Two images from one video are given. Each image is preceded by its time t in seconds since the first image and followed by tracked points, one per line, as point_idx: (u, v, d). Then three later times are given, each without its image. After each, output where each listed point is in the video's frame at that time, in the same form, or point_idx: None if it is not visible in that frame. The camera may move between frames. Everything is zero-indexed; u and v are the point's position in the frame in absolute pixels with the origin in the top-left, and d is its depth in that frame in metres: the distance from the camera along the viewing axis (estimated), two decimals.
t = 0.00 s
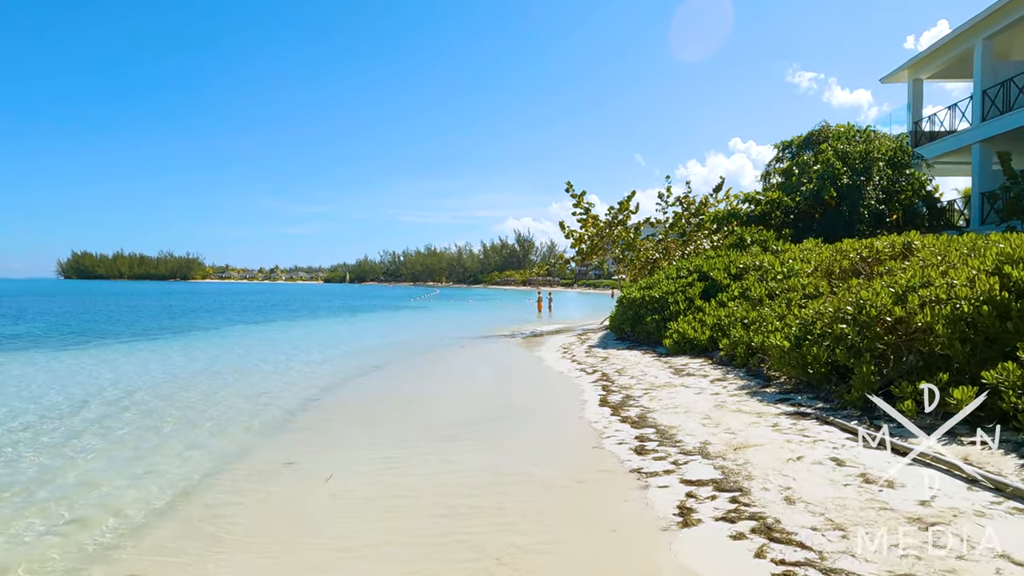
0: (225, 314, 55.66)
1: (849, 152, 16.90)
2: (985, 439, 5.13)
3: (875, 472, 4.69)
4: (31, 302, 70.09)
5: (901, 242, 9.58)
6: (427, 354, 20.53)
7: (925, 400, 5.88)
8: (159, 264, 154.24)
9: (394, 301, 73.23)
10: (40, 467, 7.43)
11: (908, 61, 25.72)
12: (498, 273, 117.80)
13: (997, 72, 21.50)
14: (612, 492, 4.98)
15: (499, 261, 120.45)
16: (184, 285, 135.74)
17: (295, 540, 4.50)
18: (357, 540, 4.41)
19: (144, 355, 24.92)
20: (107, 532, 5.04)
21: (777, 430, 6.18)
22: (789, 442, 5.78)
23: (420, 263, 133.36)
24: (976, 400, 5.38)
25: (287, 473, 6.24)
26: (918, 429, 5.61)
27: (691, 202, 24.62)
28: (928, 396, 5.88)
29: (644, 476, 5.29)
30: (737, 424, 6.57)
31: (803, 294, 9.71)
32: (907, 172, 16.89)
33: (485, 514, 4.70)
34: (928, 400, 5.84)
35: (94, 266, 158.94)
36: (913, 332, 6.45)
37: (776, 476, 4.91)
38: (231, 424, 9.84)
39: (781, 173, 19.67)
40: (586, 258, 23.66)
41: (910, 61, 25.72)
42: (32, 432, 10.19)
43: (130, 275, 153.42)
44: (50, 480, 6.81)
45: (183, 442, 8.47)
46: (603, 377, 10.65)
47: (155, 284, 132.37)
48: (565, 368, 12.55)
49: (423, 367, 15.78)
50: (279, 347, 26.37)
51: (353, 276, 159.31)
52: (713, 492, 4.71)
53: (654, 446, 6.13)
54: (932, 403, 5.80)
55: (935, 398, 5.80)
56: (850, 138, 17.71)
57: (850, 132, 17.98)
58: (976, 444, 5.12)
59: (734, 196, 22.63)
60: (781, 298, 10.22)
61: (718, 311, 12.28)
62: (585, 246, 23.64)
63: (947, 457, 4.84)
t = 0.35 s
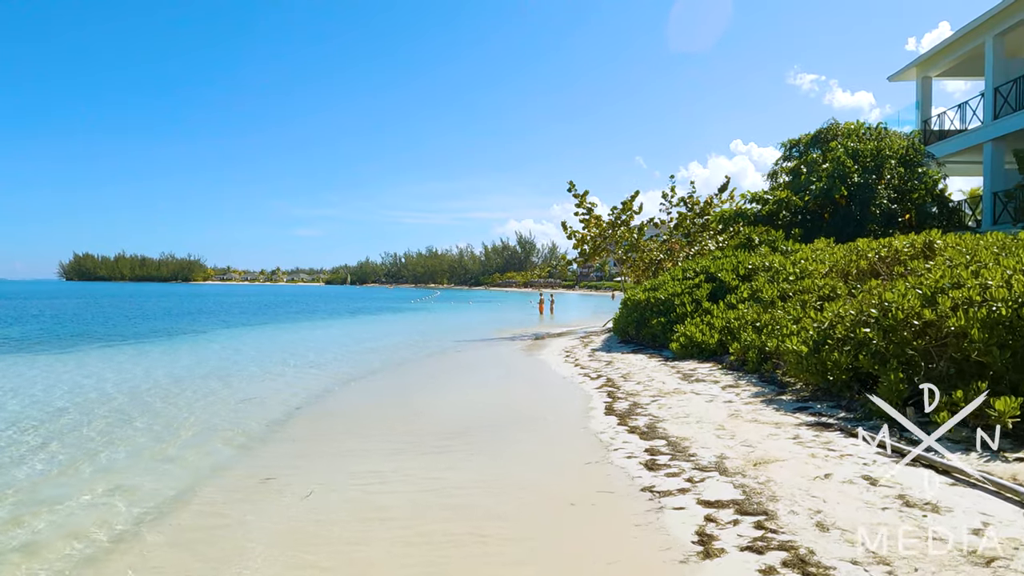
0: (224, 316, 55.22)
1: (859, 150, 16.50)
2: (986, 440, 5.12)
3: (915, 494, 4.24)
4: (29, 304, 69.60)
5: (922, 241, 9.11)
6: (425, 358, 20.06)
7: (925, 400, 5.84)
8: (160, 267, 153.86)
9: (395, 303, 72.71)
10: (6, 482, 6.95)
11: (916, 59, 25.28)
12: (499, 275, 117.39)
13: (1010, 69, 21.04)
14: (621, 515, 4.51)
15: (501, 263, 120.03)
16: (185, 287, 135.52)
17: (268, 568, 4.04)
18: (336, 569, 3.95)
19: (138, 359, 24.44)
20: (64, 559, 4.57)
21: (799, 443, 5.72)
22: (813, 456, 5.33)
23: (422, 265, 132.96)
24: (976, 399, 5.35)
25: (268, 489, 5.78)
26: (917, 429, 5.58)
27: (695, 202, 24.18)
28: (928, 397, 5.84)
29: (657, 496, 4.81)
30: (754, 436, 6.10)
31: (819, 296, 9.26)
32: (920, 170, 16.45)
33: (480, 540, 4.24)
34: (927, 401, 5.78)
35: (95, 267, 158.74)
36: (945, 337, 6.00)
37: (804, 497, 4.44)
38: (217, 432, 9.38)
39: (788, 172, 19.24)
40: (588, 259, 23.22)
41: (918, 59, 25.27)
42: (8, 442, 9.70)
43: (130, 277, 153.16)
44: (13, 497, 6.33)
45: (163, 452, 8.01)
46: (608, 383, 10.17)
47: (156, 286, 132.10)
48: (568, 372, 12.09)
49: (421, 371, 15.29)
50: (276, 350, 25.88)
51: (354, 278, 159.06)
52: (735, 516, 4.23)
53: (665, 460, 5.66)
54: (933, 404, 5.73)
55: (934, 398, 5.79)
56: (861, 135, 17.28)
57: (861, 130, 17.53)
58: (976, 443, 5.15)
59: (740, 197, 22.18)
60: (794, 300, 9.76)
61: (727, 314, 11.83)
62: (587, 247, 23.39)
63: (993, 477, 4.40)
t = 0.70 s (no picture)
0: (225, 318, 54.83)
1: (871, 148, 16.05)
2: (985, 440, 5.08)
3: (968, 518, 3.81)
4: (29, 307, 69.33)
5: (948, 241, 8.59)
6: (426, 361, 19.64)
7: (924, 400, 5.69)
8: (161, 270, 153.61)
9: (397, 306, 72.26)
10: None
11: (927, 57, 24.81)
12: (501, 277, 116.91)
13: None
14: (637, 538, 4.08)
15: (503, 266, 119.55)
16: (185, 290, 135.10)
17: None
18: None
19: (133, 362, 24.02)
20: None
21: (828, 457, 5.27)
22: (846, 471, 4.90)
23: (424, 268, 132.55)
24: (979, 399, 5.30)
25: (251, 505, 5.38)
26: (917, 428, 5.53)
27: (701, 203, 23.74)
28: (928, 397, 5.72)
29: (677, 516, 4.38)
30: (777, 449, 5.65)
31: (837, 298, 8.83)
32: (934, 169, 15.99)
33: (479, 568, 3.83)
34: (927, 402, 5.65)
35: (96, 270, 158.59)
36: (984, 341, 5.58)
37: (842, 519, 4.01)
38: (204, 442, 8.93)
39: (797, 171, 18.81)
40: (592, 260, 22.79)
41: (928, 57, 24.81)
42: None
43: (132, 280, 152.96)
44: None
45: (144, 463, 7.57)
46: (617, 389, 9.71)
47: (157, 289, 131.87)
48: (573, 377, 11.66)
49: (420, 375, 14.83)
50: (274, 353, 25.46)
51: (356, 280, 158.70)
52: (766, 541, 3.79)
53: (683, 474, 5.23)
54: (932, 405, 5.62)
55: (934, 399, 5.65)
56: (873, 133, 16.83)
57: (872, 127, 17.09)
58: (976, 443, 5.12)
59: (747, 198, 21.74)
60: (810, 303, 9.33)
61: (738, 317, 11.39)
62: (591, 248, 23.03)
63: None
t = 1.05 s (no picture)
0: (224, 319, 54.31)
1: (883, 145, 15.59)
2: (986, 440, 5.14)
3: None
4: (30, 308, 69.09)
5: (974, 240, 8.24)
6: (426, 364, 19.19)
7: (924, 400, 5.76)
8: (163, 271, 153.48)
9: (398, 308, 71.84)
10: None
11: (936, 53, 24.37)
12: (502, 278, 116.43)
13: None
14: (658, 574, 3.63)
15: (505, 266, 119.23)
16: (187, 290, 135.19)
17: None
18: None
19: (128, 365, 23.56)
20: None
21: (863, 476, 4.82)
22: (887, 493, 4.45)
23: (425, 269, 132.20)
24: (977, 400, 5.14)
25: (231, 529, 4.96)
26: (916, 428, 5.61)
27: (707, 202, 23.29)
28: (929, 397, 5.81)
29: (705, 547, 3.93)
30: (806, 465, 5.20)
31: (859, 300, 8.38)
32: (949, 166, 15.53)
33: None
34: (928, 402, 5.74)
35: (98, 271, 158.51)
36: None
37: (894, 552, 3.56)
38: (190, 452, 8.47)
39: (806, 169, 18.37)
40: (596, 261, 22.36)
41: (938, 53, 24.37)
42: None
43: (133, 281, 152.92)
44: None
45: (124, 478, 7.13)
46: (626, 396, 9.27)
47: (158, 290, 131.49)
48: (579, 381, 11.22)
49: (420, 379, 14.35)
50: (271, 356, 24.95)
51: (357, 281, 158.51)
52: None
53: (706, 495, 4.77)
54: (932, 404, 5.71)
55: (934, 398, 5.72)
56: (885, 130, 16.38)
57: (885, 124, 16.63)
58: (976, 444, 5.18)
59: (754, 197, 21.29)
60: (828, 306, 8.88)
61: (750, 320, 10.98)
62: (594, 249, 22.68)
63: None
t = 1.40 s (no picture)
0: (220, 321, 53.78)
1: (892, 141, 15.17)
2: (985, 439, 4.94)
3: None
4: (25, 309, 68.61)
5: (996, 235, 7.86)
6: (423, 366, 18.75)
7: (924, 400, 5.60)
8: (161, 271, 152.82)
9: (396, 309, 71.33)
10: None
11: (942, 50, 23.98)
12: (501, 279, 115.92)
13: None
14: None
15: (503, 267, 118.73)
16: (185, 291, 134.60)
17: None
18: None
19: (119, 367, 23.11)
20: None
21: (893, 490, 4.41)
22: (922, 510, 4.02)
23: (424, 269, 131.64)
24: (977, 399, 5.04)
25: (195, 548, 4.52)
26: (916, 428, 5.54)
27: (709, 201, 22.86)
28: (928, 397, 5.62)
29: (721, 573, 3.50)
30: (828, 478, 4.77)
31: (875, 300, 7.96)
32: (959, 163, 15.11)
33: None
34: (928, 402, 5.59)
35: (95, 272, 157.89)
36: None
37: None
38: (168, 460, 8.03)
39: (811, 166, 17.97)
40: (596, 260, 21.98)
41: (944, 50, 23.97)
42: None
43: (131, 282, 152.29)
44: None
45: (93, 489, 6.69)
46: (629, 400, 8.83)
47: (155, 291, 130.89)
48: (580, 384, 10.79)
49: (415, 381, 13.89)
50: (265, 358, 24.48)
51: (355, 282, 157.97)
52: None
53: (721, 512, 4.35)
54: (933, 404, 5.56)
55: (934, 398, 5.57)
56: (893, 126, 15.96)
57: (893, 120, 16.21)
58: (976, 444, 5.00)
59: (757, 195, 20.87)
60: (842, 306, 8.47)
61: (757, 320, 10.62)
62: (594, 248, 22.38)
63: None
